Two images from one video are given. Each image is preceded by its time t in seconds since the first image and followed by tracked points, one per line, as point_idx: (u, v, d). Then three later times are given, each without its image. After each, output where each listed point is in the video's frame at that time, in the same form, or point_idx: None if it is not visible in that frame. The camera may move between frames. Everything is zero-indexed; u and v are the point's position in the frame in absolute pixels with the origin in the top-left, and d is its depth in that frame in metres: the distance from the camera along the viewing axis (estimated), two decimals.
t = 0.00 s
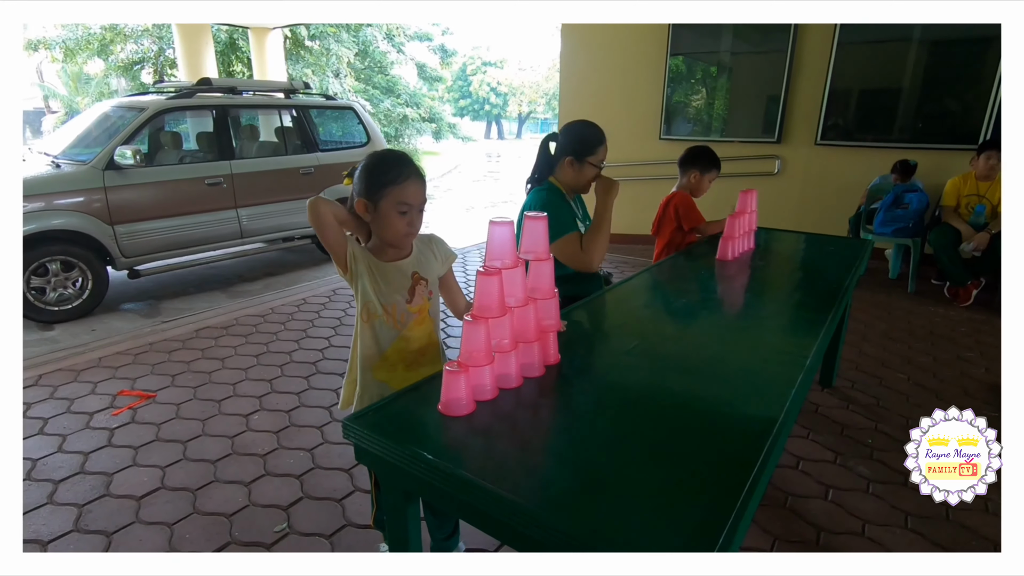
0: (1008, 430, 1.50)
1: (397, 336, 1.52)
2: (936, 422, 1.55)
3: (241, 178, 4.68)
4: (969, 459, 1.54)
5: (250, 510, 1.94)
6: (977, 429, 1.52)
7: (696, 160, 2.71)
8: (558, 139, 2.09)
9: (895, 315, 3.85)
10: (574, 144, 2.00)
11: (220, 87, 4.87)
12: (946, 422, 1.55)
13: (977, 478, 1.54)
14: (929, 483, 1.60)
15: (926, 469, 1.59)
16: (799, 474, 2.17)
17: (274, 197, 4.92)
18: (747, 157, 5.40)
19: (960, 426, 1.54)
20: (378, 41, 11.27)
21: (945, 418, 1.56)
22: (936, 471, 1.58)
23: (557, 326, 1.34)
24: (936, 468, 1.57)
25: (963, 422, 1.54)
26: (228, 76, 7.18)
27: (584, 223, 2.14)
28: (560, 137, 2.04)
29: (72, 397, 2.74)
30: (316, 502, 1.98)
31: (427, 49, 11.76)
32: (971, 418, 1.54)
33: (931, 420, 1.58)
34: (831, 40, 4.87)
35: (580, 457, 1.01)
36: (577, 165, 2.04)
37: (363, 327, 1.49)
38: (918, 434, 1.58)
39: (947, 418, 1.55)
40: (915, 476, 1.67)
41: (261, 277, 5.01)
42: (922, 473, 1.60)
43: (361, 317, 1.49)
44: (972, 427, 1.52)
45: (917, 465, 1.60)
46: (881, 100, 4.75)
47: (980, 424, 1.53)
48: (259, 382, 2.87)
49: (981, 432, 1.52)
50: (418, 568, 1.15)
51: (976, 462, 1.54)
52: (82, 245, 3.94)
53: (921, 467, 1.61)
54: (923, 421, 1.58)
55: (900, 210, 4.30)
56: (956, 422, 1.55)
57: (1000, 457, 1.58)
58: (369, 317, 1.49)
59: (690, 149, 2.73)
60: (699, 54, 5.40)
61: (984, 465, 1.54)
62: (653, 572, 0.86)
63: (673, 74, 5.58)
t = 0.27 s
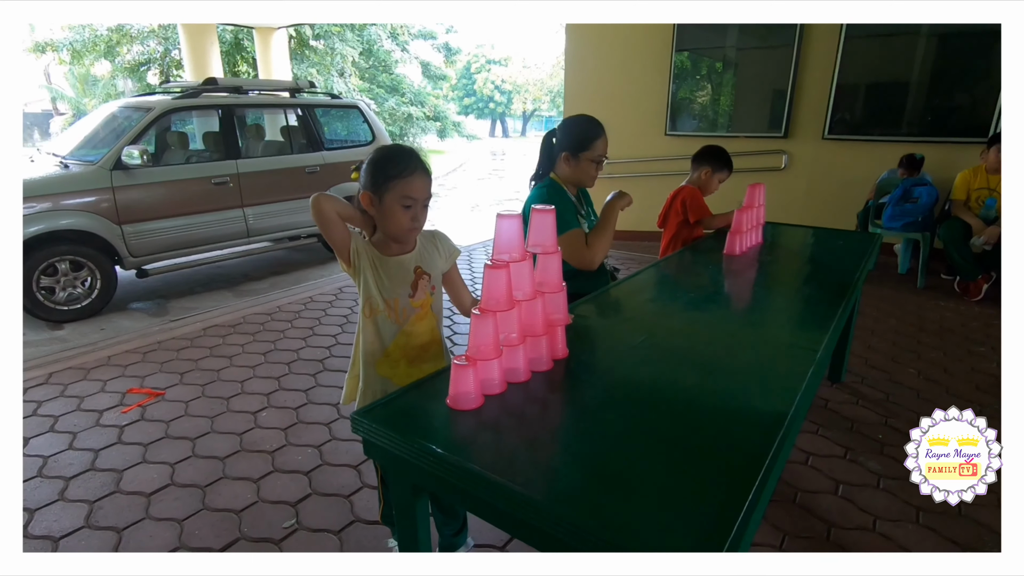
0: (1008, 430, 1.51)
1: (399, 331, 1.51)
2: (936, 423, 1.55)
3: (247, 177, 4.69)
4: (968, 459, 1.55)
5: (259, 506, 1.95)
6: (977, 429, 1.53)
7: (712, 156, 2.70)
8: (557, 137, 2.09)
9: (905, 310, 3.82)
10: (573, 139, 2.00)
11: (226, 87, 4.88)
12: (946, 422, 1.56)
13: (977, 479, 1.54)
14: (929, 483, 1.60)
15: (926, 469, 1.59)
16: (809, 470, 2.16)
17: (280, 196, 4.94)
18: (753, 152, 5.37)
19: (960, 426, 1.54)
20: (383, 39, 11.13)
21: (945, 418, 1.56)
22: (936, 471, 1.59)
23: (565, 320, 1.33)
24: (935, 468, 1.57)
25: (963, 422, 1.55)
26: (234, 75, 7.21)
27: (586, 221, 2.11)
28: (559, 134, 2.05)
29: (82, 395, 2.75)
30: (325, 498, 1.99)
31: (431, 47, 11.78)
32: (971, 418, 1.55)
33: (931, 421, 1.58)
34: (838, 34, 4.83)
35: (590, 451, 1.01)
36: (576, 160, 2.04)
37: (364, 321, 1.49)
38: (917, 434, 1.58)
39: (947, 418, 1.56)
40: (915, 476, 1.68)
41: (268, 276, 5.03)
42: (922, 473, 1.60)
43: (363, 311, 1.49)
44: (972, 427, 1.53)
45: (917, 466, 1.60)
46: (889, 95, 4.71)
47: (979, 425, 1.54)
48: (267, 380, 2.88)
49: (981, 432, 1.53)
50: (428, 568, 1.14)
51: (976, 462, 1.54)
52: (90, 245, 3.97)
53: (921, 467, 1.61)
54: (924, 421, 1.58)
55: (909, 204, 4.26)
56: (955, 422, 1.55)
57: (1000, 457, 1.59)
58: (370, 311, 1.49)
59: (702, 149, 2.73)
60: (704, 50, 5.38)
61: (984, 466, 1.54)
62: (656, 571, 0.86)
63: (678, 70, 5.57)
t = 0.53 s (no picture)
0: (1009, 430, 1.49)
1: (390, 323, 1.51)
2: (935, 423, 1.55)
3: (249, 175, 4.69)
4: (968, 459, 1.53)
5: (259, 501, 1.95)
6: (977, 429, 1.52)
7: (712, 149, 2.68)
8: (554, 131, 2.07)
9: (911, 303, 3.79)
10: (574, 131, 1.98)
11: (226, 84, 4.88)
12: (946, 422, 1.55)
13: (977, 478, 1.53)
14: (929, 483, 1.60)
15: (926, 469, 1.58)
16: (812, 463, 2.14)
17: (282, 193, 4.94)
18: (757, 145, 5.33)
19: (960, 426, 1.53)
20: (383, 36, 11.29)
21: (945, 418, 1.55)
22: (936, 471, 1.58)
23: (561, 311, 1.32)
24: (935, 468, 1.56)
25: (963, 422, 1.53)
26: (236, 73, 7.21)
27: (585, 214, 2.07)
28: (557, 127, 2.03)
29: (84, 392, 2.76)
30: (324, 493, 1.98)
31: (432, 44, 11.76)
32: (971, 419, 1.53)
33: (931, 421, 1.57)
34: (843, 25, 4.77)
35: (586, 443, 1.00)
36: (581, 153, 2.01)
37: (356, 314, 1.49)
38: (917, 434, 1.57)
39: (947, 418, 1.55)
40: (916, 476, 1.67)
41: (271, 273, 5.04)
42: (923, 473, 1.59)
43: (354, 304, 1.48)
44: (972, 427, 1.52)
45: (917, 466, 1.59)
46: (894, 86, 4.66)
47: (980, 425, 1.52)
48: (268, 376, 2.89)
49: (981, 432, 1.51)
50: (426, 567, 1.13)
51: (976, 463, 1.52)
52: (93, 243, 3.98)
53: (921, 467, 1.60)
54: (923, 421, 1.57)
55: (914, 196, 4.21)
56: (955, 422, 1.54)
57: (1001, 457, 1.57)
58: (362, 303, 1.48)
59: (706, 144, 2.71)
60: (707, 43, 5.33)
61: (984, 466, 1.52)
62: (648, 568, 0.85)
63: (681, 64, 5.52)
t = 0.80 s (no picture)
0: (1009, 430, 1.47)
1: (369, 318, 1.50)
2: (936, 422, 1.52)
3: (247, 173, 4.68)
4: (969, 459, 1.51)
5: (250, 499, 1.93)
6: (978, 429, 1.49)
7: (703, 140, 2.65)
8: (546, 126, 2.04)
9: (910, 297, 3.76)
10: (568, 124, 1.96)
11: (224, 82, 4.87)
12: (947, 422, 1.52)
13: (977, 478, 1.51)
14: (930, 484, 1.58)
15: (926, 469, 1.56)
16: (807, 458, 2.12)
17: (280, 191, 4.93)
18: (756, 140, 5.30)
19: (960, 426, 1.51)
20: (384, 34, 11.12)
21: (945, 418, 1.53)
22: (936, 471, 1.56)
23: (545, 304, 1.30)
24: (936, 468, 1.54)
25: (964, 422, 1.51)
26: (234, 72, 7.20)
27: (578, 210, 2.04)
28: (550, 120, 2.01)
29: (78, 390, 2.75)
30: (316, 490, 1.97)
31: (432, 42, 11.74)
32: (972, 418, 1.51)
33: (932, 420, 1.55)
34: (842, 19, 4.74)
35: (567, 437, 0.99)
36: (578, 144, 1.99)
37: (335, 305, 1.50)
38: (918, 434, 1.56)
39: (947, 418, 1.53)
40: (917, 475, 1.65)
41: (269, 271, 5.04)
42: (923, 473, 1.58)
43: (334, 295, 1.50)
44: (973, 427, 1.49)
45: (917, 465, 1.58)
46: (894, 81, 4.62)
47: (981, 424, 1.50)
48: (262, 373, 2.88)
49: (982, 432, 1.49)
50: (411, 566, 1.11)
51: (976, 462, 1.50)
52: (91, 242, 3.97)
53: (921, 467, 1.58)
54: (923, 421, 1.55)
55: (915, 189, 4.18)
56: (956, 422, 1.51)
57: (1001, 457, 1.55)
58: (341, 297, 1.49)
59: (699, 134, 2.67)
60: (707, 39, 5.28)
61: (985, 466, 1.50)
62: (633, 569, 0.83)
63: (681, 61, 5.49)
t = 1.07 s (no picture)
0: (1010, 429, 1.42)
1: (359, 307, 1.45)
2: (936, 422, 1.48)
3: (243, 173, 4.65)
4: (969, 459, 1.47)
5: (232, 496, 1.89)
6: (978, 429, 1.45)
7: (695, 131, 2.60)
8: (539, 118, 2.00)
9: (910, 297, 3.72)
10: (560, 114, 1.92)
11: (220, 81, 4.84)
12: (946, 422, 1.48)
13: (977, 478, 1.46)
14: (930, 483, 1.54)
15: (926, 469, 1.52)
16: (804, 457, 2.07)
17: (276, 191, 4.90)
18: (754, 140, 5.27)
19: (960, 426, 1.46)
20: (384, 37, 11.18)
21: (945, 417, 1.49)
22: (936, 471, 1.51)
23: (529, 291, 1.26)
24: (936, 468, 1.50)
25: (963, 422, 1.47)
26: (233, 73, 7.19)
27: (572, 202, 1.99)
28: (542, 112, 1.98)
29: (65, 387, 2.72)
30: (301, 488, 1.93)
31: (433, 45, 11.72)
32: (972, 418, 1.47)
33: (932, 420, 1.51)
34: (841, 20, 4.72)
35: (546, 424, 0.95)
36: (571, 135, 1.95)
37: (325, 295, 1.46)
38: (917, 434, 1.52)
39: (947, 417, 1.48)
40: (917, 475, 1.61)
41: (265, 271, 5.00)
42: (923, 473, 1.53)
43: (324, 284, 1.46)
44: (973, 427, 1.45)
45: (917, 465, 1.53)
46: (893, 83, 4.60)
47: (981, 424, 1.46)
48: (251, 371, 2.84)
49: (982, 432, 1.44)
50: (389, 568, 1.08)
51: (976, 462, 1.46)
52: (85, 241, 3.94)
53: (921, 467, 1.54)
54: (923, 421, 1.51)
55: (914, 188, 4.14)
56: (956, 422, 1.47)
57: (1001, 457, 1.51)
58: (331, 286, 1.46)
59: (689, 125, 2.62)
60: (707, 42, 5.25)
61: (985, 466, 1.46)
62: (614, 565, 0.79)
63: (681, 66, 5.45)
